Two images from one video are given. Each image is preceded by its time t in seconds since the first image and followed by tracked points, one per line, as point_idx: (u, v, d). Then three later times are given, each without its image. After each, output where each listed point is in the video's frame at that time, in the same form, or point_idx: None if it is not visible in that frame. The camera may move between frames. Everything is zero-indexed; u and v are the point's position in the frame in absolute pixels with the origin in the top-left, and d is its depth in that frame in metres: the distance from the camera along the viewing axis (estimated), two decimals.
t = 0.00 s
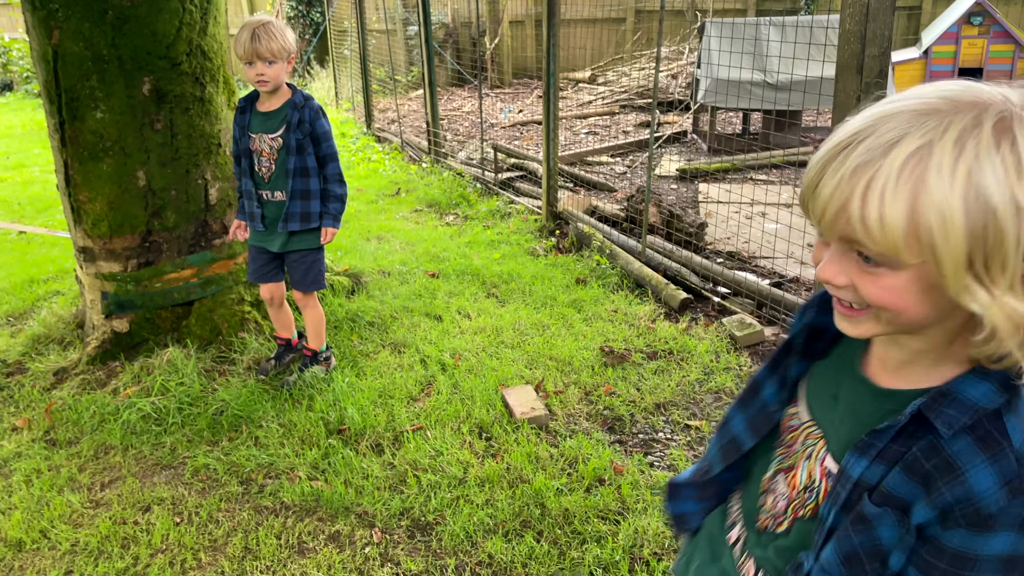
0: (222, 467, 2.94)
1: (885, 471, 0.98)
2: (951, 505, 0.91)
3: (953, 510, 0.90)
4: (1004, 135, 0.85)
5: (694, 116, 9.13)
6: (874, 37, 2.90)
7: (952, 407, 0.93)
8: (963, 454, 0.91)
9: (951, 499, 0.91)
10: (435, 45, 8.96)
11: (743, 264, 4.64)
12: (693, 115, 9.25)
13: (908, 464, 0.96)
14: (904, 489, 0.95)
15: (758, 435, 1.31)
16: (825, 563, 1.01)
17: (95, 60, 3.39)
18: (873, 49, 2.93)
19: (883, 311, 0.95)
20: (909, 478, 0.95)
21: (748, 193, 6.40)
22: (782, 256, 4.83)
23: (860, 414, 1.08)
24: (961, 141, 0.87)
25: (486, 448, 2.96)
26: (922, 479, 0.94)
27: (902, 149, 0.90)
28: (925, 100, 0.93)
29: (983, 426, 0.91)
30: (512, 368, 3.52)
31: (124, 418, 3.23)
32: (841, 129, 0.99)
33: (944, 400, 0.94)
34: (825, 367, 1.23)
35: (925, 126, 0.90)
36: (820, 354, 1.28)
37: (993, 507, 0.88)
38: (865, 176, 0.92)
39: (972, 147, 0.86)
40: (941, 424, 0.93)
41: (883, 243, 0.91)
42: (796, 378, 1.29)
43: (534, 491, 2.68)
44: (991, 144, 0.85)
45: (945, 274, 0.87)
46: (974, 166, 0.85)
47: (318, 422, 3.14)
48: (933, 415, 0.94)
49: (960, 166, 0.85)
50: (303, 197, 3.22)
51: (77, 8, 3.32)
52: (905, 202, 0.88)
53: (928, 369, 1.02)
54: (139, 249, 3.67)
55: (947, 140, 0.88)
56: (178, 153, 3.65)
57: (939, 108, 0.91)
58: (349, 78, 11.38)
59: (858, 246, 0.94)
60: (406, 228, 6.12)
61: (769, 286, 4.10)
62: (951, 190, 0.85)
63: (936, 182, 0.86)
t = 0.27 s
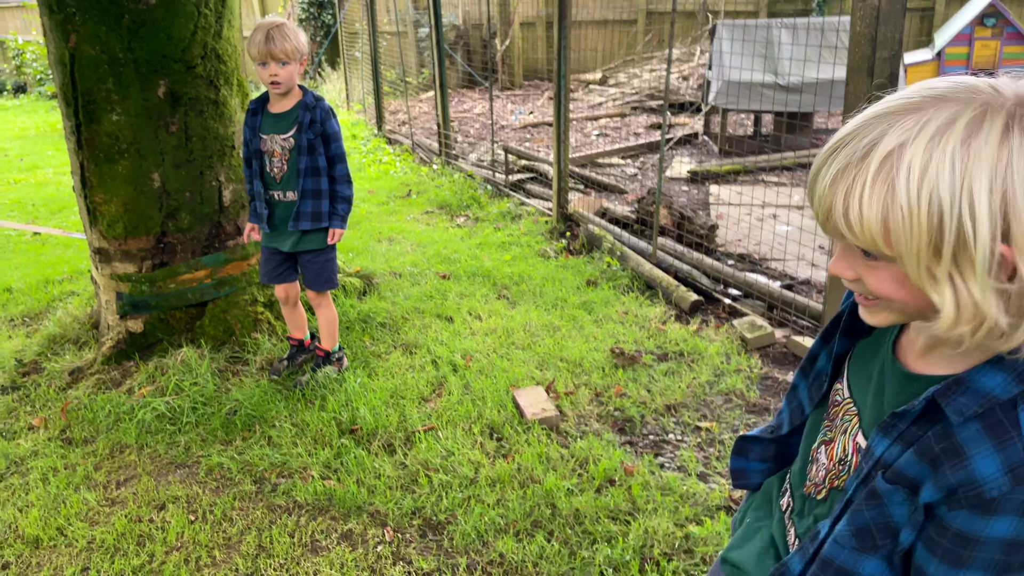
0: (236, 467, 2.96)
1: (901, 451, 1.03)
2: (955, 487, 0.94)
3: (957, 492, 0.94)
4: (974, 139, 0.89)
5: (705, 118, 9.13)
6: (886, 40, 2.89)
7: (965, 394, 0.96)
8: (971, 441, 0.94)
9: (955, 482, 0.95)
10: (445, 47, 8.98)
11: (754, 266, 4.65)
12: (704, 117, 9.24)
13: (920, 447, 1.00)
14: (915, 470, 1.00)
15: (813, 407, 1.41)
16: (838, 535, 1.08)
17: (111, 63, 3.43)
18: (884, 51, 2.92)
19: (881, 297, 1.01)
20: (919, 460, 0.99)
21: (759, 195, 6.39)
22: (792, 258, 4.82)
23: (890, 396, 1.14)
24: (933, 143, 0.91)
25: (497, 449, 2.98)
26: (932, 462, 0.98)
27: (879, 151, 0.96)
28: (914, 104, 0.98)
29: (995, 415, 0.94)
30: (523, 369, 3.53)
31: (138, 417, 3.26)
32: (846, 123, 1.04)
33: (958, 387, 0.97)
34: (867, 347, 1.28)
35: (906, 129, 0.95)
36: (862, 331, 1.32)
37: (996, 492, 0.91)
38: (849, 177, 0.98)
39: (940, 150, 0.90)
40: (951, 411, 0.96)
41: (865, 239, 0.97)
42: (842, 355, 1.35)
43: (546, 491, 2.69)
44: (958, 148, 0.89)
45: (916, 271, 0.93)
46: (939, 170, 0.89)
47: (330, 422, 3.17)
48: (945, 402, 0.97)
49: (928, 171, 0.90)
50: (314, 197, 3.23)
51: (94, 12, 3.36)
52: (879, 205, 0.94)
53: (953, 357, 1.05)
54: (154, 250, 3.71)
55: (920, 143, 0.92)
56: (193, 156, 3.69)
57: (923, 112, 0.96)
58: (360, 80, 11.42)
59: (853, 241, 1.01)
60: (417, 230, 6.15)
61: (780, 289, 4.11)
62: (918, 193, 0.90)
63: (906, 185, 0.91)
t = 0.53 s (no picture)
0: (254, 467, 3.00)
1: (866, 427, 1.10)
2: (916, 457, 1.03)
3: (918, 461, 1.02)
4: (980, 153, 0.96)
5: (716, 121, 9.14)
6: (900, 46, 2.91)
7: (921, 375, 1.05)
8: (928, 415, 1.02)
9: (915, 452, 1.03)
10: (457, 51, 9.02)
11: (766, 270, 4.66)
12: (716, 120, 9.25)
13: (883, 422, 1.08)
14: (879, 443, 1.08)
15: (767, 390, 1.43)
16: (818, 506, 1.14)
17: (131, 68, 3.48)
18: (899, 57, 2.94)
19: (855, 270, 1.09)
20: (883, 434, 1.07)
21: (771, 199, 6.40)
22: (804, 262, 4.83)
23: (854, 378, 1.20)
24: (947, 146, 0.98)
25: (512, 451, 3.01)
26: (894, 435, 1.06)
27: (894, 142, 1.03)
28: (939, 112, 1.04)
29: (947, 391, 1.03)
30: (537, 372, 3.56)
31: (157, 417, 3.30)
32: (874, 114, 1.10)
33: (915, 369, 1.06)
34: (830, 333, 1.34)
35: (926, 128, 1.02)
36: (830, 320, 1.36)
37: (951, 460, 1.00)
38: (866, 155, 1.04)
39: (951, 154, 0.97)
40: (912, 389, 1.05)
41: (864, 213, 1.04)
42: (809, 341, 1.38)
43: (560, 493, 2.71)
44: (966, 156, 0.96)
45: (900, 249, 1.00)
46: (945, 170, 0.96)
47: (346, 423, 3.20)
48: (906, 381, 1.06)
49: (936, 168, 0.97)
50: (331, 200, 3.26)
51: (114, 17, 3.40)
52: (888, 185, 1.00)
53: (906, 344, 1.12)
54: (172, 252, 3.76)
55: (935, 143, 1.00)
56: (211, 159, 3.74)
57: (947, 118, 1.02)
58: (373, 84, 11.48)
59: (851, 214, 1.07)
60: (429, 233, 6.19)
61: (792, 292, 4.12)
62: (922, 185, 0.97)
63: (912, 175, 0.98)
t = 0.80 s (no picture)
0: (268, 475, 2.98)
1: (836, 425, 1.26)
2: (868, 454, 1.18)
3: (870, 458, 1.17)
4: (974, 211, 1.10)
5: (729, 126, 9.09)
6: (923, 52, 2.87)
7: (876, 382, 1.20)
8: (878, 417, 1.17)
9: (867, 449, 1.18)
10: (469, 55, 9.00)
11: (783, 277, 4.62)
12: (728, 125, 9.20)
13: (846, 422, 1.23)
14: (844, 440, 1.23)
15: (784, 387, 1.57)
16: (800, 484, 1.32)
17: (146, 73, 3.47)
18: (921, 63, 2.90)
19: (839, 296, 1.22)
20: (847, 433, 1.23)
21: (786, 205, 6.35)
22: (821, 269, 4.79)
23: (838, 381, 1.35)
24: (944, 203, 1.11)
25: (527, 460, 2.97)
26: (854, 434, 1.21)
27: (897, 193, 1.15)
28: (935, 169, 1.17)
29: (898, 396, 1.16)
30: (552, 380, 3.52)
31: (170, 424, 3.28)
32: (874, 160, 1.23)
33: (871, 377, 1.21)
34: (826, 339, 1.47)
35: (925, 184, 1.15)
36: (821, 327, 1.47)
37: (895, 456, 1.14)
38: (875, 201, 1.16)
39: (948, 211, 1.11)
40: (867, 395, 1.20)
41: (858, 251, 1.17)
42: (807, 346, 1.51)
43: (577, 505, 2.68)
44: (960, 215, 1.10)
45: (888, 289, 1.14)
46: (944, 225, 1.09)
47: (361, 431, 3.18)
48: (864, 388, 1.21)
49: (937, 222, 1.10)
50: (347, 205, 3.25)
51: (130, 22, 3.39)
52: (890, 233, 1.13)
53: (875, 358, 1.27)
54: (186, 258, 3.75)
55: (935, 200, 1.12)
56: (225, 165, 3.73)
57: (942, 176, 1.15)
58: (384, 88, 11.48)
59: (845, 248, 1.20)
60: (442, 238, 6.17)
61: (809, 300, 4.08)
62: (922, 236, 1.10)
63: (914, 227, 1.11)
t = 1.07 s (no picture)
0: (281, 486, 2.93)
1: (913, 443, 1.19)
2: (961, 467, 1.11)
3: (964, 470, 1.10)
4: None
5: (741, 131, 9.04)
6: (951, 57, 2.81)
7: (950, 391, 1.13)
8: (964, 428, 1.10)
9: (959, 463, 1.11)
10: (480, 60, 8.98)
11: (800, 285, 4.55)
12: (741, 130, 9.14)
13: (926, 438, 1.16)
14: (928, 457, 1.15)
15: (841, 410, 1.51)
16: (890, 513, 1.22)
17: (160, 78, 3.44)
18: (949, 68, 2.84)
19: (892, 306, 1.18)
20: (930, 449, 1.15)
21: (801, 211, 6.29)
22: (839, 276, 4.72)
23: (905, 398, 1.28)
24: (992, 202, 1.09)
25: (545, 472, 2.92)
26: (939, 449, 1.14)
27: (943, 194, 1.13)
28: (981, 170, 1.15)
29: (977, 401, 1.10)
30: (568, 389, 3.47)
31: (183, 433, 3.24)
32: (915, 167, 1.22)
33: (944, 387, 1.14)
34: (878, 358, 1.40)
35: (971, 185, 1.13)
36: (872, 345, 1.41)
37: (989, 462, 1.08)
38: (917, 204, 1.14)
39: (997, 209, 1.08)
40: (945, 407, 1.13)
41: (906, 256, 1.14)
42: (860, 366, 1.45)
43: (597, 518, 2.62)
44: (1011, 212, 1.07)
45: (942, 293, 1.10)
46: (993, 222, 1.07)
47: (375, 441, 3.13)
48: (939, 400, 1.14)
49: (987, 219, 1.07)
50: (363, 212, 3.20)
51: (144, 26, 3.36)
52: (937, 233, 1.10)
53: (938, 368, 1.22)
54: (198, 264, 3.71)
55: (983, 199, 1.10)
56: (239, 170, 3.69)
57: (988, 176, 1.14)
58: (394, 92, 11.48)
59: (893, 255, 1.16)
60: (454, 244, 6.13)
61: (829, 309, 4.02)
62: (972, 234, 1.07)
63: (964, 226, 1.08)
